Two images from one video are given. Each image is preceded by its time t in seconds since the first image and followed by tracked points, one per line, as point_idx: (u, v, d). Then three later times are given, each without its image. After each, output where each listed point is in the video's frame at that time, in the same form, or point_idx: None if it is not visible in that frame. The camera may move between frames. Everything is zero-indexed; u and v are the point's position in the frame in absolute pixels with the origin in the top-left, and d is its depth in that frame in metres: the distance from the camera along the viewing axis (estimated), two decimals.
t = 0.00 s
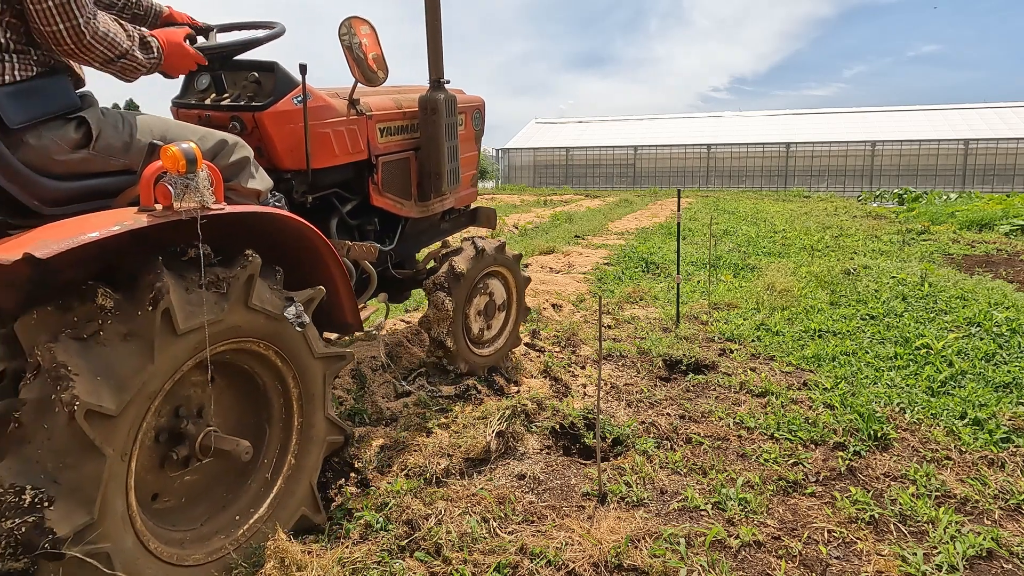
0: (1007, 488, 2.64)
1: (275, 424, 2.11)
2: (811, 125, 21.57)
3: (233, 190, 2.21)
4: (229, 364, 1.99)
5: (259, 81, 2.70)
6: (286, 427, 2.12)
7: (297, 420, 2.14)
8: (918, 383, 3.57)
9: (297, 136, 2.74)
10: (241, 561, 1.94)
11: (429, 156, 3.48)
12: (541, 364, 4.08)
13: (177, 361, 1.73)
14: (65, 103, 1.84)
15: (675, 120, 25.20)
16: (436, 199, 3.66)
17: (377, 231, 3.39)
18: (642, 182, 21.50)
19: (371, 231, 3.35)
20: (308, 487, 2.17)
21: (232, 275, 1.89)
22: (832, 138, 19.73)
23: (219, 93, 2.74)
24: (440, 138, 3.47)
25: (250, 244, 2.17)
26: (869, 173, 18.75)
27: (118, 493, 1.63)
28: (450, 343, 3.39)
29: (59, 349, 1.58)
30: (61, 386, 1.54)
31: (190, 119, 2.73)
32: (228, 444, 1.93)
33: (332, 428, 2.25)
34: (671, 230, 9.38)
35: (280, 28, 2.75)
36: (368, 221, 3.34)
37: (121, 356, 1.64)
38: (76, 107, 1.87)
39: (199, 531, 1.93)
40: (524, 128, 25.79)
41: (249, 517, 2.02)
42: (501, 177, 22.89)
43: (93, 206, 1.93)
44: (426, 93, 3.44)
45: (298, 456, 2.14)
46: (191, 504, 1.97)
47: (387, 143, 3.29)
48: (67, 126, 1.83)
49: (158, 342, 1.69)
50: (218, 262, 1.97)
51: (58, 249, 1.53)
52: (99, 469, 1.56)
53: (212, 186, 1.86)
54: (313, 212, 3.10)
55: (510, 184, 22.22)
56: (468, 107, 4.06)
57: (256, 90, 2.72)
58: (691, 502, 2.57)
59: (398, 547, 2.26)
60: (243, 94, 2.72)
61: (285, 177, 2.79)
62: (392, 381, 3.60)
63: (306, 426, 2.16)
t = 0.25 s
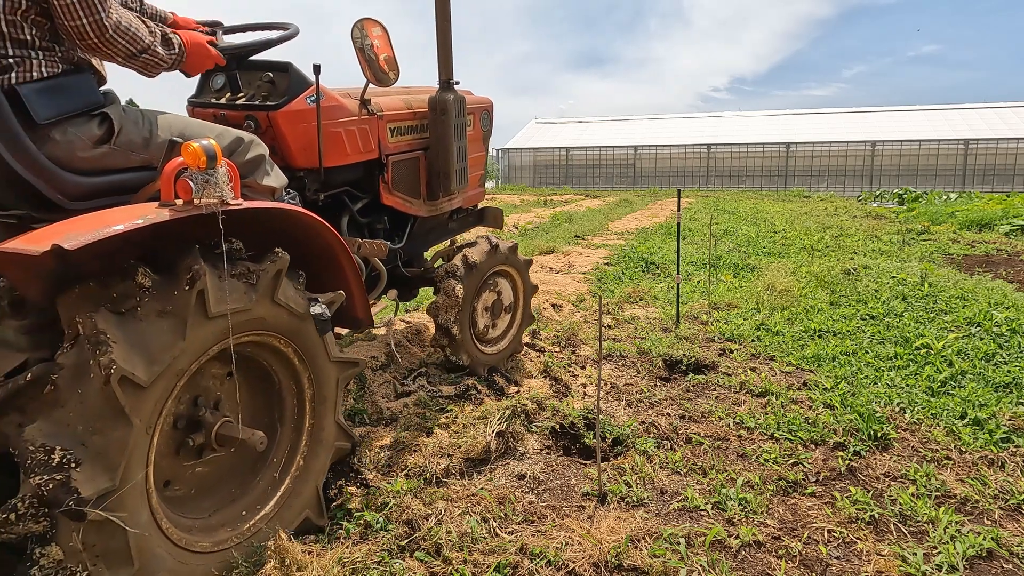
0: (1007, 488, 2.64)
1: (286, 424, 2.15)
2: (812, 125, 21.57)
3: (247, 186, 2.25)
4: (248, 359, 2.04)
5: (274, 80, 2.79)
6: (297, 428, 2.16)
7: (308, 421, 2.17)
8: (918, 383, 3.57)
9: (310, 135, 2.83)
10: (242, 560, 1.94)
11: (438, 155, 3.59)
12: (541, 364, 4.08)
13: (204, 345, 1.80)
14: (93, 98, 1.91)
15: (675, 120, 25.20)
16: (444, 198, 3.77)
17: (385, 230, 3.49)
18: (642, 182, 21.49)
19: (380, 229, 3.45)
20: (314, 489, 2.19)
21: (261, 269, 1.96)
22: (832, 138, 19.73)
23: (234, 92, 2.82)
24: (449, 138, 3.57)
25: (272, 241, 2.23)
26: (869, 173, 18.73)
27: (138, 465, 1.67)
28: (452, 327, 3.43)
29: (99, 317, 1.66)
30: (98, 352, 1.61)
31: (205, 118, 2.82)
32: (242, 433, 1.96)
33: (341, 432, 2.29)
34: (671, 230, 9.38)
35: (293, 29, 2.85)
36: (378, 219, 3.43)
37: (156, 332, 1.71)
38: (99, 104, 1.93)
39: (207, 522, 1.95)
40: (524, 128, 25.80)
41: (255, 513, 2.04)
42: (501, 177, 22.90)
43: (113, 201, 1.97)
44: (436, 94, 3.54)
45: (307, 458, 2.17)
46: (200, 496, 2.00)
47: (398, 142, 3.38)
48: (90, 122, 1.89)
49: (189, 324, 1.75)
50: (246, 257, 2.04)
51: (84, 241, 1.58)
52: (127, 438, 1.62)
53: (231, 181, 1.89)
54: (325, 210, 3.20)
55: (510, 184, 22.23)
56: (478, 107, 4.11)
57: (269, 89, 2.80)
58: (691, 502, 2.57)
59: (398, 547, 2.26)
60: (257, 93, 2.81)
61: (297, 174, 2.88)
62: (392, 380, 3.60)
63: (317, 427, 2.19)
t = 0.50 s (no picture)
0: (1007, 488, 2.64)
1: (297, 424, 2.20)
2: (812, 125, 21.57)
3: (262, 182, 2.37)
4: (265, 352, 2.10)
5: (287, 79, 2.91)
6: (306, 429, 2.21)
7: (318, 422, 2.23)
8: (918, 383, 3.57)
9: (321, 135, 2.94)
10: (242, 560, 1.94)
11: (446, 156, 3.69)
12: (541, 364, 4.08)
13: (230, 329, 1.86)
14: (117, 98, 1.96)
15: (675, 120, 25.20)
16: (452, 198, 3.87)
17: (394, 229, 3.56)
18: (642, 182, 21.48)
19: (389, 228, 3.52)
20: (319, 491, 2.22)
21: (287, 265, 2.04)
22: (832, 137, 19.73)
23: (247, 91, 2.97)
24: (457, 138, 3.66)
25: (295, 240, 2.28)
26: (869, 173, 18.72)
27: (161, 435, 1.72)
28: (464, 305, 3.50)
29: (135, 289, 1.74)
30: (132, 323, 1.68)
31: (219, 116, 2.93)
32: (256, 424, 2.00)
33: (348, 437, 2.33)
34: (671, 230, 9.38)
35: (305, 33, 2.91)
36: (387, 218, 3.50)
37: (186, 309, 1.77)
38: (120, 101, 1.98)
39: (214, 512, 1.98)
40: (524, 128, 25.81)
41: (260, 509, 2.06)
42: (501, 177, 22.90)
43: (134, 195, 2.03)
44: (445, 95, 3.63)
45: (314, 458, 2.21)
46: (208, 486, 2.03)
47: (406, 142, 3.48)
48: (111, 119, 1.95)
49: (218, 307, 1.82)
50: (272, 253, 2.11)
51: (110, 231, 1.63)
52: (152, 409, 1.68)
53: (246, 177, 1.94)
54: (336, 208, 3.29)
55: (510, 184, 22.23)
56: (483, 110, 4.31)
57: (281, 89, 2.94)
58: (691, 502, 2.57)
59: (398, 547, 2.26)
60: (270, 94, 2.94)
61: (309, 173, 2.97)
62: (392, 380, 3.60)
63: (327, 428, 2.25)
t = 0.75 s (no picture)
0: (1007, 488, 2.64)
1: (305, 422, 2.25)
2: (812, 125, 21.57)
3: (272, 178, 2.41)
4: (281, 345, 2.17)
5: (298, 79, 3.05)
6: (313, 429, 2.26)
7: (326, 422, 2.28)
8: (918, 383, 3.57)
9: (331, 134, 3.00)
10: (242, 559, 1.95)
11: (452, 155, 3.79)
12: (541, 364, 4.08)
13: (252, 316, 1.93)
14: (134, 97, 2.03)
15: (675, 120, 25.20)
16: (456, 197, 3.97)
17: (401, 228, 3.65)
18: (642, 182, 21.49)
19: (396, 225, 3.62)
20: (322, 491, 2.25)
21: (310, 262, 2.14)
22: (832, 138, 19.73)
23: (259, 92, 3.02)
24: (462, 138, 3.75)
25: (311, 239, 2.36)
26: (869, 173, 18.71)
27: (182, 407, 1.77)
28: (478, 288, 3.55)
29: (165, 263, 1.80)
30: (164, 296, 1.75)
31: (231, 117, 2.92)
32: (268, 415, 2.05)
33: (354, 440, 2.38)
34: (671, 229, 9.38)
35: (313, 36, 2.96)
36: (394, 216, 3.61)
37: (215, 288, 1.85)
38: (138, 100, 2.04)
39: (222, 500, 2.00)
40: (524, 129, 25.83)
41: (264, 503, 2.09)
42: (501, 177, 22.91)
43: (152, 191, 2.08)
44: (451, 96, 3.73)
45: (319, 458, 2.26)
46: (216, 476, 2.05)
47: (413, 142, 3.58)
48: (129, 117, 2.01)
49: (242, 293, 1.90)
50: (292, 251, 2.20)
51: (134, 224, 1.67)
52: (177, 380, 1.74)
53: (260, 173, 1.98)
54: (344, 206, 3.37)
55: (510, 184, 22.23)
56: (489, 110, 4.42)
57: (292, 90, 3.07)
58: (691, 502, 2.57)
59: (398, 547, 2.26)
60: (281, 95, 3.07)
61: (318, 171, 3.04)
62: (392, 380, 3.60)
63: (333, 428, 2.30)
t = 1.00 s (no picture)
0: (1007, 488, 2.64)
1: (313, 421, 2.30)
2: (812, 125, 21.57)
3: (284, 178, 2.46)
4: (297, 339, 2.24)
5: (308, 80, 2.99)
6: (321, 430, 2.31)
7: (334, 423, 2.33)
8: (918, 383, 3.57)
9: (339, 134, 3.01)
10: (242, 560, 1.97)
11: (457, 155, 3.82)
12: (541, 364, 4.08)
13: (276, 303, 2.03)
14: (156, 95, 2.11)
15: (675, 120, 25.20)
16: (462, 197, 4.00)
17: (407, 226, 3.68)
18: (642, 182, 21.49)
19: (402, 225, 3.64)
20: (325, 491, 2.28)
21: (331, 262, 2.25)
22: (832, 138, 19.72)
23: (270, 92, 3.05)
24: (468, 138, 3.79)
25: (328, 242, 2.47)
26: (869, 173, 18.70)
27: (204, 379, 1.85)
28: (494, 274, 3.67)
29: (198, 244, 1.90)
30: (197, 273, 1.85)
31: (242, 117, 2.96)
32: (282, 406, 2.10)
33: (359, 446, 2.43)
34: (671, 230, 9.38)
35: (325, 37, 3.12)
36: (400, 215, 3.63)
37: (243, 269, 1.94)
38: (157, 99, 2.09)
39: (230, 487, 2.03)
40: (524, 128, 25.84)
41: (269, 496, 2.12)
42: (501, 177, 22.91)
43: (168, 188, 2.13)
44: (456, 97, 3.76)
45: (325, 458, 2.30)
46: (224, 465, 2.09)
47: (420, 143, 3.60)
48: (148, 116, 2.06)
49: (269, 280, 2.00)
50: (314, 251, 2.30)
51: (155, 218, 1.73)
52: (202, 354, 1.83)
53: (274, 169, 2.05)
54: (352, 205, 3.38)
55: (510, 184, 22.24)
56: (493, 111, 4.46)
57: (302, 90, 3.00)
58: (691, 502, 2.57)
59: (398, 547, 2.26)
60: (291, 94, 3.02)
61: (327, 170, 3.06)
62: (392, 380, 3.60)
63: (341, 430, 2.35)
